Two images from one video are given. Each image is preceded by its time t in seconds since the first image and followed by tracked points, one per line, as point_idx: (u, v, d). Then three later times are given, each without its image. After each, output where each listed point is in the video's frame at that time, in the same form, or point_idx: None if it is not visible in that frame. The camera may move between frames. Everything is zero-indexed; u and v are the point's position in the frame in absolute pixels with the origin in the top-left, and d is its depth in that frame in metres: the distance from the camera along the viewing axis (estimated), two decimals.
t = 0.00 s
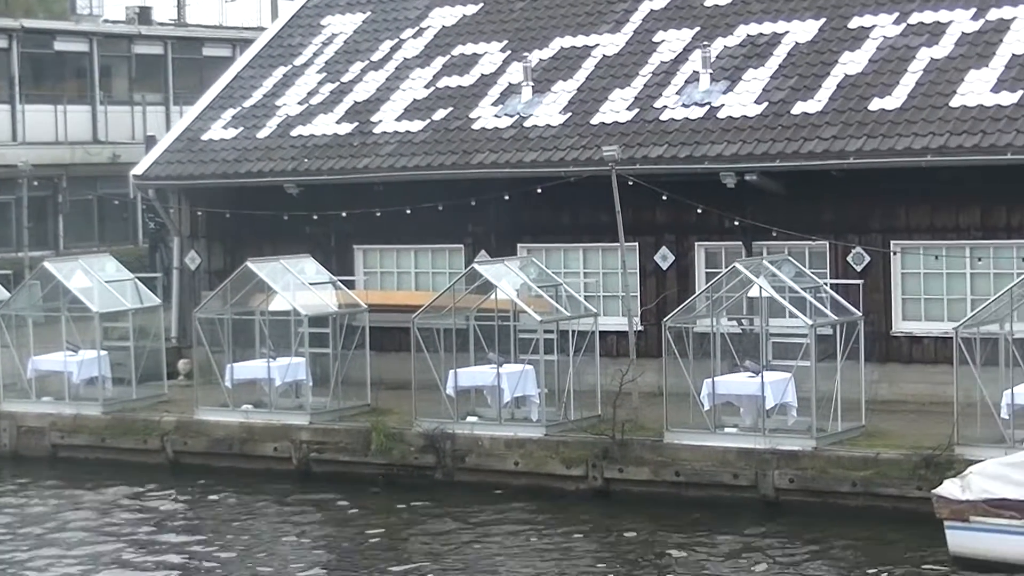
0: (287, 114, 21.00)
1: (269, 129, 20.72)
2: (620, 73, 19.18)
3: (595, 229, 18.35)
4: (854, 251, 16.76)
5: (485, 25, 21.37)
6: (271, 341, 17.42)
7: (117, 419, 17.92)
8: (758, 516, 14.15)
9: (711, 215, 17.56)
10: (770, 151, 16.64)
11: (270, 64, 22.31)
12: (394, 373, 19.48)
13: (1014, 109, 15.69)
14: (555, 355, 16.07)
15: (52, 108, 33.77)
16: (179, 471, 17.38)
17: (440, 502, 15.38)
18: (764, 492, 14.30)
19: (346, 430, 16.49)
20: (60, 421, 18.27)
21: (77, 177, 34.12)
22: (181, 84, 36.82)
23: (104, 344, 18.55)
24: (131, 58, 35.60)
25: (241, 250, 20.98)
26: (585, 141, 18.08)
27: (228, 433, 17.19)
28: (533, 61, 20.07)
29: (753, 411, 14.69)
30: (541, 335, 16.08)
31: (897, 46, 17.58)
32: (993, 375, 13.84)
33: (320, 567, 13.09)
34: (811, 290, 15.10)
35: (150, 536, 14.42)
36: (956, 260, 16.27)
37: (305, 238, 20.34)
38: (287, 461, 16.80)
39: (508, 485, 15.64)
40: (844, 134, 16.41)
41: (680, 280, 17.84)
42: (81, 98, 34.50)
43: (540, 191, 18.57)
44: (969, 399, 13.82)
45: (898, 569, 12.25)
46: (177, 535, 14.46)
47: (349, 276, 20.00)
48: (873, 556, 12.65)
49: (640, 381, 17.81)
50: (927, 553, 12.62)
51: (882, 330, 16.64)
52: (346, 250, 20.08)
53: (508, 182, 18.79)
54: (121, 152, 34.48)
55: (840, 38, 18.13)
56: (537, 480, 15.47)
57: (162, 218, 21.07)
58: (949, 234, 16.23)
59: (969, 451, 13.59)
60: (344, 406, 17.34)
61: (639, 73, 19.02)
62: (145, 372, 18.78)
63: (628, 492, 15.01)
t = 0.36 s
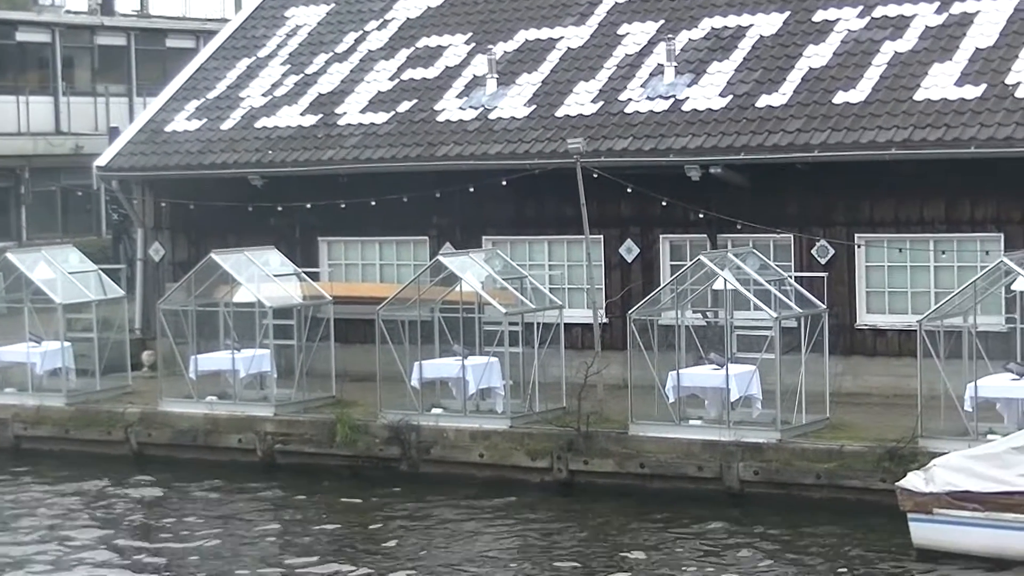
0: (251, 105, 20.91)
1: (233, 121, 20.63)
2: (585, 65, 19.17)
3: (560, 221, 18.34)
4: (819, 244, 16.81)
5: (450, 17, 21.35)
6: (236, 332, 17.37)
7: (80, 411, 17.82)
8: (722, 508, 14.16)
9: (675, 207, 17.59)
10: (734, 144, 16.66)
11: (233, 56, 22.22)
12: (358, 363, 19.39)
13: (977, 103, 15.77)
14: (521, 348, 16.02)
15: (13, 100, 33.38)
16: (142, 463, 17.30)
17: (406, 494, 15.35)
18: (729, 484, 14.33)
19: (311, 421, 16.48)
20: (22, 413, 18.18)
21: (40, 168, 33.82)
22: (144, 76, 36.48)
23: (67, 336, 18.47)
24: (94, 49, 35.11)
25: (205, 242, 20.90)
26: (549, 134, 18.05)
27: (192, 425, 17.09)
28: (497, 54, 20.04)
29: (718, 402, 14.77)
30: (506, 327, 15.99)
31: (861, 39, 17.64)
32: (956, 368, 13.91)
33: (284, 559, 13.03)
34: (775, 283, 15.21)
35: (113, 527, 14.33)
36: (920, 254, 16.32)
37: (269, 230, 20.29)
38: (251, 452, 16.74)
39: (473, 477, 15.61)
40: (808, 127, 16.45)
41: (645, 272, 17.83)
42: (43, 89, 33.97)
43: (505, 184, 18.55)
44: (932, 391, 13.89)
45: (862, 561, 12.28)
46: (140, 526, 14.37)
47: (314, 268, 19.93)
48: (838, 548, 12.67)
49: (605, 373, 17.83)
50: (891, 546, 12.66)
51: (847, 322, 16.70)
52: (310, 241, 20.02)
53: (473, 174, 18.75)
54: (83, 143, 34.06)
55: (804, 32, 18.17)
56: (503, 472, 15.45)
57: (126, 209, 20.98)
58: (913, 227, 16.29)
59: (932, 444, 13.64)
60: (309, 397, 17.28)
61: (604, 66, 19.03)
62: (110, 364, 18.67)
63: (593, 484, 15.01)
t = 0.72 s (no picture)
0: (234, 99, 20.84)
1: (216, 116, 20.55)
2: (568, 58, 19.14)
3: (544, 214, 18.31)
4: (802, 236, 16.82)
5: (433, 11, 21.33)
6: (220, 327, 17.30)
7: (64, 407, 17.78)
8: (707, 500, 14.16)
9: (659, 199, 17.58)
10: (718, 136, 16.65)
11: (216, 50, 22.16)
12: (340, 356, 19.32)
13: (959, 94, 15.79)
14: (505, 341, 16.00)
15: None
16: (127, 459, 17.26)
17: (391, 489, 15.32)
18: (714, 477, 14.30)
19: (296, 416, 16.43)
20: (6, 409, 18.14)
21: (22, 163, 33.65)
22: (127, 71, 36.32)
23: (50, 331, 18.42)
24: (76, 44, 34.96)
25: (188, 236, 20.84)
26: (533, 126, 18.02)
27: (177, 420, 17.06)
28: (480, 47, 20.01)
29: (702, 395, 14.74)
30: (490, 321, 16.02)
31: (844, 31, 17.64)
32: (940, 359, 13.92)
33: (269, 555, 13.00)
34: (759, 275, 15.21)
35: (98, 524, 14.29)
36: (904, 244, 16.29)
37: (253, 224, 20.23)
38: (236, 448, 16.68)
39: (458, 470, 15.59)
40: (791, 119, 16.45)
41: (629, 266, 17.83)
42: (26, 84, 33.74)
43: (488, 177, 18.52)
44: (916, 382, 13.94)
45: (847, 552, 12.29)
46: (125, 523, 14.33)
47: (297, 262, 19.90)
48: (823, 540, 12.68)
49: (590, 366, 17.82)
50: (876, 537, 12.67)
51: (830, 314, 16.72)
52: (294, 235, 19.99)
53: (456, 167, 18.71)
54: (66, 138, 33.88)
55: (787, 23, 18.17)
56: (488, 466, 15.41)
57: (109, 204, 20.92)
58: (896, 219, 16.29)
59: (916, 435, 13.65)
60: (293, 392, 17.24)
61: (587, 59, 19.01)
62: (93, 359, 18.60)
63: (578, 477, 15.01)
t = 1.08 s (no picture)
0: (211, 100, 20.78)
1: (193, 116, 20.50)
2: (546, 58, 19.14)
3: (521, 213, 18.30)
4: (780, 235, 16.85)
5: (410, 11, 21.31)
6: (198, 327, 17.26)
7: (41, 408, 17.73)
8: (686, 499, 14.17)
9: (637, 199, 17.58)
10: (696, 136, 16.66)
11: (193, 50, 22.10)
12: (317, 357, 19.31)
13: (937, 93, 15.83)
14: (483, 341, 16.00)
15: None
16: (104, 460, 17.21)
17: (368, 489, 15.29)
18: (692, 476, 14.33)
19: (274, 417, 16.41)
20: None
21: None
22: (104, 71, 36.10)
23: (27, 332, 18.41)
24: (52, 44, 34.82)
25: (165, 237, 20.78)
26: (511, 126, 18.00)
27: (154, 421, 17.01)
28: (458, 47, 20.00)
29: (680, 394, 14.76)
30: (468, 321, 15.99)
31: (821, 30, 17.66)
32: (918, 358, 13.94)
33: (247, 556, 12.96)
34: (737, 274, 15.16)
35: (75, 525, 14.23)
36: (882, 243, 16.35)
37: (230, 224, 20.20)
38: (214, 448, 16.66)
39: (437, 470, 15.57)
40: (768, 119, 16.47)
41: (607, 265, 17.83)
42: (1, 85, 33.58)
43: (466, 177, 18.51)
44: (895, 381, 13.91)
45: (825, 550, 12.31)
46: (102, 524, 14.27)
47: (276, 263, 19.87)
48: (800, 539, 12.70)
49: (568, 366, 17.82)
50: (854, 536, 12.69)
51: (808, 313, 16.75)
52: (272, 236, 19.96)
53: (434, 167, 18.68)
54: (42, 138, 33.73)
55: (764, 23, 18.19)
56: (467, 466, 15.41)
57: (86, 204, 20.85)
58: (874, 218, 16.32)
59: (894, 434, 13.69)
60: (271, 393, 17.22)
61: (564, 58, 19.01)
62: (70, 361, 18.53)
63: (557, 477, 15.00)
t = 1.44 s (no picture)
0: (191, 103, 20.74)
1: (173, 119, 20.45)
2: (526, 59, 19.14)
3: (503, 215, 18.28)
4: (762, 235, 16.87)
5: (390, 13, 21.29)
6: (179, 331, 17.19)
7: (22, 414, 17.67)
8: (669, 500, 14.16)
9: (618, 200, 17.60)
10: (677, 136, 16.67)
11: (172, 54, 22.05)
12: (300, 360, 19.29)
13: (917, 92, 15.86)
14: (465, 343, 16.00)
15: None
16: (85, 465, 17.15)
17: (351, 492, 15.24)
18: (676, 477, 14.30)
19: (256, 420, 16.42)
20: None
21: None
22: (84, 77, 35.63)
23: (7, 338, 18.35)
24: (31, 48, 34.70)
25: (146, 241, 20.72)
26: (491, 128, 17.99)
27: (136, 426, 16.95)
28: (438, 48, 19.98)
29: (662, 395, 14.79)
30: (451, 323, 15.97)
31: (800, 30, 17.68)
32: (900, 357, 14.03)
33: (229, 560, 12.92)
34: (718, 274, 15.23)
35: (56, 531, 14.17)
36: (862, 243, 16.37)
37: (211, 228, 20.17)
38: (196, 452, 16.62)
39: (420, 472, 15.54)
40: (749, 119, 16.48)
41: (588, 266, 17.85)
42: None
43: (447, 179, 18.50)
44: (876, 380, 14.01)
45: (808, 550, 12.31)
46: (83, 529, 14.22)
47: (257, 266, 19.86)
48: (784, 539, 12.69)
49: (550, 367, 17.80)
50: (837, 535, 12.69)
51: (790, 313, 16.79)
52: (253, 239, 19.94)
53: (415, 169, 18.65)
54: (21, 143, 33.62)
55: (743, 23, 18.22)
56: (450, 467, 15.38)
57: (66, 209, 20.78)
58: (855, 217, 16.34)
59: (876, 433, 13.71)
60: (253, 396, 17.18)
61: (544, 60, 19.00)
62: (51, 366, 18.48)
63: (540, 478, 14.96)
